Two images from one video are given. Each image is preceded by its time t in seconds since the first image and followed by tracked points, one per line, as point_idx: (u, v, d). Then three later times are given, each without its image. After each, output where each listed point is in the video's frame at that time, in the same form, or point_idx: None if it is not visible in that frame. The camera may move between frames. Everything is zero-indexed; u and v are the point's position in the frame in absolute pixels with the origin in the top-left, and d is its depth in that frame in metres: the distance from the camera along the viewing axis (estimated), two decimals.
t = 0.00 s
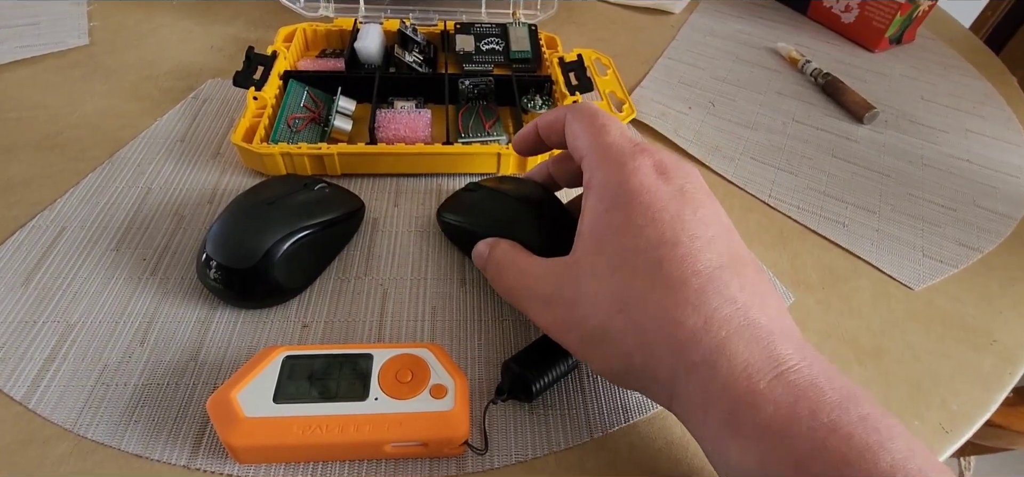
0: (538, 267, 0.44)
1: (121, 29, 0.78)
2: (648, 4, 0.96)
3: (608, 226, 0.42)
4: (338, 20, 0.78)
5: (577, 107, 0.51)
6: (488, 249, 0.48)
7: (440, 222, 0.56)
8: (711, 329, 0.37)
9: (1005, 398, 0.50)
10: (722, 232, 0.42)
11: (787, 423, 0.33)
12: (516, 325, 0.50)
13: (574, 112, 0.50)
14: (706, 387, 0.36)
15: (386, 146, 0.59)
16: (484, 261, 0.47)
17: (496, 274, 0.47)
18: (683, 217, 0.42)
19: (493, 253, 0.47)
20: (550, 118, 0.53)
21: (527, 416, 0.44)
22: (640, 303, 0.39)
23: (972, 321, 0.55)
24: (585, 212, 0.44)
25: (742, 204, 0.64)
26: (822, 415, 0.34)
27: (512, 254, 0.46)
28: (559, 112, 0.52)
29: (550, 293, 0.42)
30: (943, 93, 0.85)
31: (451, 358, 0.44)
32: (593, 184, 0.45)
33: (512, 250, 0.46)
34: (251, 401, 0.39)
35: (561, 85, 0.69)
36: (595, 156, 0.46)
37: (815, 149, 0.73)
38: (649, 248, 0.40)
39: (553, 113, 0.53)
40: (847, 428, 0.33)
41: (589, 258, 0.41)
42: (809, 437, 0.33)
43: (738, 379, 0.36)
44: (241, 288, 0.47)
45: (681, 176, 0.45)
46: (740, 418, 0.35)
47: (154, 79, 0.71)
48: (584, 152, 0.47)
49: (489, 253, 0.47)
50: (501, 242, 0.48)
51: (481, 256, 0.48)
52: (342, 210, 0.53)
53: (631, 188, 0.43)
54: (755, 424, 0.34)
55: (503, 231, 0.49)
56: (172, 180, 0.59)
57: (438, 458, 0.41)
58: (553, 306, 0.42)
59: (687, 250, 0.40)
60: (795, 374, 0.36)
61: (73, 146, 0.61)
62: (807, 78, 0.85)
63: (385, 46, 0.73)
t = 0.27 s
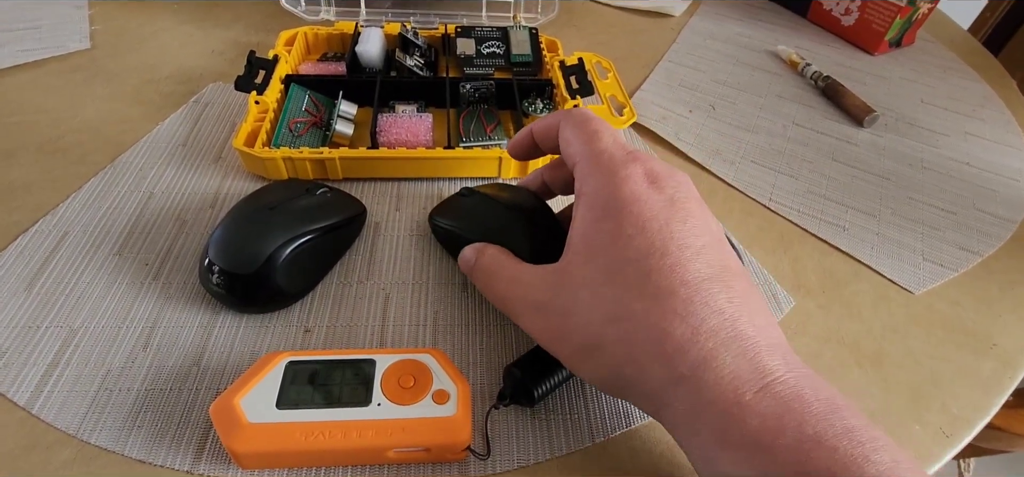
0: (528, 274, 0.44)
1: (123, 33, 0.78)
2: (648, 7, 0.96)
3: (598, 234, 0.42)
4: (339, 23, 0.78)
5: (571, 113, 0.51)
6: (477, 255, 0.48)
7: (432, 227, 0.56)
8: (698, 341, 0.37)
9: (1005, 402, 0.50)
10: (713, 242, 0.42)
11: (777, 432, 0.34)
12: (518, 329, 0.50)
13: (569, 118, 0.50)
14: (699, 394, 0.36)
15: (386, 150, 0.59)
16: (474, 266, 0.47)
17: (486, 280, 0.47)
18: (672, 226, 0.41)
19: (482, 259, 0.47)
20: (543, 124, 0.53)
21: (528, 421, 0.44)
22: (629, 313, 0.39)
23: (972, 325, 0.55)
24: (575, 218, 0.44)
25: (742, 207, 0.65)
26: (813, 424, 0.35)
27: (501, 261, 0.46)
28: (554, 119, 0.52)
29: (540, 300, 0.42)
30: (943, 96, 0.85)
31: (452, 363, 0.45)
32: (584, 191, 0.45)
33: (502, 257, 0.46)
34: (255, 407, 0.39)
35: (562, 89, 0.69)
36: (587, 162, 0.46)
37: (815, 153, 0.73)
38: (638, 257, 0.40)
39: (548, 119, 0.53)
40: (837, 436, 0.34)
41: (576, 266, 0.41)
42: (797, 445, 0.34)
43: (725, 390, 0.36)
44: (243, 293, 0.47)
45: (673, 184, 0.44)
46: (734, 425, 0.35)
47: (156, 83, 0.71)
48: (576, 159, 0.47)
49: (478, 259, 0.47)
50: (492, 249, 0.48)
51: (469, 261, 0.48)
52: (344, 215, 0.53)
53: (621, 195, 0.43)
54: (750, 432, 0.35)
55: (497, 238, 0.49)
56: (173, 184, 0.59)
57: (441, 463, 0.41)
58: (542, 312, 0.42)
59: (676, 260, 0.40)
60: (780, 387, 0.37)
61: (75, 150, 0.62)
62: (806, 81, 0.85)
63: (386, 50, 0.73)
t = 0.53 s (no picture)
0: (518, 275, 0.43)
1: (122, 34, 0.78)
2: (647, 7, 0.96)
3: (589, 237, 0.42)
4: (339, 24, 0.78)
5: (565, 116, 0.51)
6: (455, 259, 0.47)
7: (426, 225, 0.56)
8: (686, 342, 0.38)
9: (1004, 402, 0.50)
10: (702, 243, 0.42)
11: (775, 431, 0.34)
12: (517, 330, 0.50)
13: (563, 121, 0.50)
14: (688, 394, 0.36)
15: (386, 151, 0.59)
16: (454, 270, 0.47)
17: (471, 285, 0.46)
18: (663, 228, 0.42)
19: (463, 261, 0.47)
20: (537, 127, 0.53)
21: (527, 422, 0.44)
22: (618, 315, 0.39)
23: (971, 325, 0.55)
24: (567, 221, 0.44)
25: (741, 208, 0.65)
26: (810, 424, 0.35)
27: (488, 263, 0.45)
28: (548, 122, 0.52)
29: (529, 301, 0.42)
30: (942, 96, 0.85)
31: (452, 364, 0.45)
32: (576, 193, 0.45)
33: (486, 260, 0.46)
34: (254, 408, 0.39)
35: (561, 89, 0.69)
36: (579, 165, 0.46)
37: (815, 153, 0.73)
38: (628, 259, 0.40)
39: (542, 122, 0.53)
40: (833, 436, 0.34)
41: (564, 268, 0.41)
42: (790, 445, 0.34)
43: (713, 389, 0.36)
44: (242, 294, 0.47)
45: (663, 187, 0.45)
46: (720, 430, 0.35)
47: (155, 84, 0.71)
48: (569, 161, 0.47)
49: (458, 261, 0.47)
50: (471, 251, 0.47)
51: (445, 265, 0.47)
52: (343, 216, 0.53)
53: (613, 198, 0.43)
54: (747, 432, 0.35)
55: (490, 237, 0.50)
56: (173, 186, 0.59)
57: (440, 464, 0.41)
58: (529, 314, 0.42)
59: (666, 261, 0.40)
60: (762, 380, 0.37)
61: (74, 151, 0.61)
62: (806, 81, 0.85)
63: (386, 51, 0.73)
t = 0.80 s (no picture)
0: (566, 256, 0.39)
1: (122, 33, 0.78)
2: (647, 6, 0.96)
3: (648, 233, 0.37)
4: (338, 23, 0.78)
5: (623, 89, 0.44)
6: (507, 199, 0.42)
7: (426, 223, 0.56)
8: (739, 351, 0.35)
9: (1004, 400, 0.50)
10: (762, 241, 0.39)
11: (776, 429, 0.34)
12: (517, 329, 0.50)
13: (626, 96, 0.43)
14: (687, 393, 0.37)
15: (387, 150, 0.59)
16: (503, 216, 0.42)
17: (519, 242, 0.42)
18: (732, 235, 0.37)
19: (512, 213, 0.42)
20: (591, 99, 0.46)
21: (528, 421, 0.44)
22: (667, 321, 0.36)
23: (971, 323, 0.55)
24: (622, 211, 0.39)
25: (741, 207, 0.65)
26: (813, 420, 0.35)
27: (537, 231, 0.41)
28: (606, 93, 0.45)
29: (578, 288, 0.39)
30: (942, 95, 0.85)
31: (452, 363, 0.45)
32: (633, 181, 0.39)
33: (537, 220, 0.41)
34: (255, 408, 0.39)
35: (561, 88, 0.69)
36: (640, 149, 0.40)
37: (815, 152, 0.73)
38: (689, 266, 0.36)
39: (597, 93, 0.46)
40: (836, 433, 0.34)
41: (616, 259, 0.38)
42: (798, 443, 0.34)
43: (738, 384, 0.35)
44: (243, 294, 0.47)
45: (731, 184, 0.40)
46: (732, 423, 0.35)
47: (155, 83, 0.71)
48: (627, 142, 0.41)
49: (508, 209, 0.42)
50: (523, 196, 0.42)
51: (496, 202, 0.43)
52: (343, 215, 0.53)
53: (679, 196, 0.38)
54: (749, 431, 0.35)
55: (489, 233, 0.50)
56: (173, 185, 0.59)
57: (441, 463, 0.41)
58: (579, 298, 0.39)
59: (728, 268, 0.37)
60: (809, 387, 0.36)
61: (74, 151, 0.61)
62: (806, 80, 0.85)
63: (385, 50, 0.73)
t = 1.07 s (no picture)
0: (662, 274, 0.37)
1: (120, 30, 0.78)
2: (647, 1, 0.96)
3: (750, 276, 0.35)
4: (337, 19, 0.78)
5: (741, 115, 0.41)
6: (627, 191, 0.39)
7: (426, 218, 0.56)
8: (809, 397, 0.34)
9: (1005, 394, 0.50)
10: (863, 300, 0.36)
11: (778, 429, 0.34)
12: (518, 324, 0.50)
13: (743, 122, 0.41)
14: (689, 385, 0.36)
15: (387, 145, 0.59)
16: (616, 207, 0.39)
17: (624, 244, 0.39)
18: (835, 308, 0.34)
19: (622, 210, 0.39)
20: (696, 116, 0.46)
21: (529, 415, 0.44)
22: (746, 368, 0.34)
23: (972, 317, 0.55)
24: (725, 248, 0.36)
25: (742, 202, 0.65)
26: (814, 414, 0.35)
27: (644, 242, 0.38)
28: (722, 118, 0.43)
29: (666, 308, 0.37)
30: (943, 90, 0.85)
31: (452, 357, 0.44)
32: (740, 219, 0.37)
33: (647, 227, 0.38)
34: (255, 402, 0.39)
35: (561, 83, 0.69)
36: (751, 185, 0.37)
37: (815, 147, 0.73)
38: (785, 324, 0.34)
39: (705, 108, 0.46)
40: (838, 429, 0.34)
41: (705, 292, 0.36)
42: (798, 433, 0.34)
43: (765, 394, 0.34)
44: (243, 288, 0.47)
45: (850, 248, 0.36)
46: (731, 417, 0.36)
47: (155, 79, 0.71)
48: (740, 175, 0.38)
49: (622, 202, 0.39)
50: (642, 194, 0.39)
51: (616, 189, 0.39)
52: (343, 210, 0.53)
53: (790, 248, 0.34)
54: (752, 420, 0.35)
55: (491, 232, 0.50)
56: (172, 180, 0.59)
57: (441, 457, 0.41)
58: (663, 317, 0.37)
59: (825, 330, 0.34)
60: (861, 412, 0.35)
61: (73, 147, 0.61)
62: (807, 75, 0.85)
63: (385, 45, 0.73)
